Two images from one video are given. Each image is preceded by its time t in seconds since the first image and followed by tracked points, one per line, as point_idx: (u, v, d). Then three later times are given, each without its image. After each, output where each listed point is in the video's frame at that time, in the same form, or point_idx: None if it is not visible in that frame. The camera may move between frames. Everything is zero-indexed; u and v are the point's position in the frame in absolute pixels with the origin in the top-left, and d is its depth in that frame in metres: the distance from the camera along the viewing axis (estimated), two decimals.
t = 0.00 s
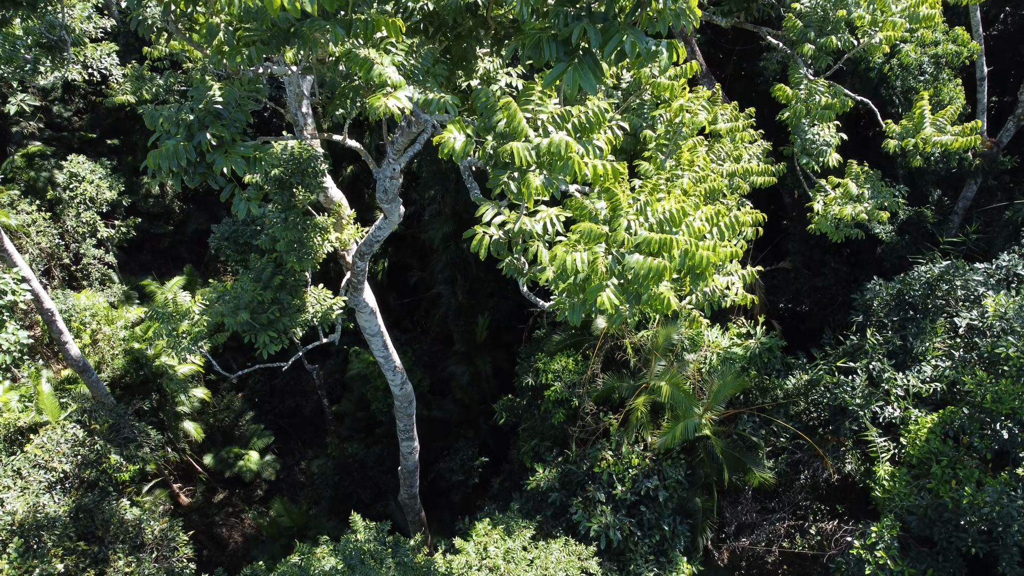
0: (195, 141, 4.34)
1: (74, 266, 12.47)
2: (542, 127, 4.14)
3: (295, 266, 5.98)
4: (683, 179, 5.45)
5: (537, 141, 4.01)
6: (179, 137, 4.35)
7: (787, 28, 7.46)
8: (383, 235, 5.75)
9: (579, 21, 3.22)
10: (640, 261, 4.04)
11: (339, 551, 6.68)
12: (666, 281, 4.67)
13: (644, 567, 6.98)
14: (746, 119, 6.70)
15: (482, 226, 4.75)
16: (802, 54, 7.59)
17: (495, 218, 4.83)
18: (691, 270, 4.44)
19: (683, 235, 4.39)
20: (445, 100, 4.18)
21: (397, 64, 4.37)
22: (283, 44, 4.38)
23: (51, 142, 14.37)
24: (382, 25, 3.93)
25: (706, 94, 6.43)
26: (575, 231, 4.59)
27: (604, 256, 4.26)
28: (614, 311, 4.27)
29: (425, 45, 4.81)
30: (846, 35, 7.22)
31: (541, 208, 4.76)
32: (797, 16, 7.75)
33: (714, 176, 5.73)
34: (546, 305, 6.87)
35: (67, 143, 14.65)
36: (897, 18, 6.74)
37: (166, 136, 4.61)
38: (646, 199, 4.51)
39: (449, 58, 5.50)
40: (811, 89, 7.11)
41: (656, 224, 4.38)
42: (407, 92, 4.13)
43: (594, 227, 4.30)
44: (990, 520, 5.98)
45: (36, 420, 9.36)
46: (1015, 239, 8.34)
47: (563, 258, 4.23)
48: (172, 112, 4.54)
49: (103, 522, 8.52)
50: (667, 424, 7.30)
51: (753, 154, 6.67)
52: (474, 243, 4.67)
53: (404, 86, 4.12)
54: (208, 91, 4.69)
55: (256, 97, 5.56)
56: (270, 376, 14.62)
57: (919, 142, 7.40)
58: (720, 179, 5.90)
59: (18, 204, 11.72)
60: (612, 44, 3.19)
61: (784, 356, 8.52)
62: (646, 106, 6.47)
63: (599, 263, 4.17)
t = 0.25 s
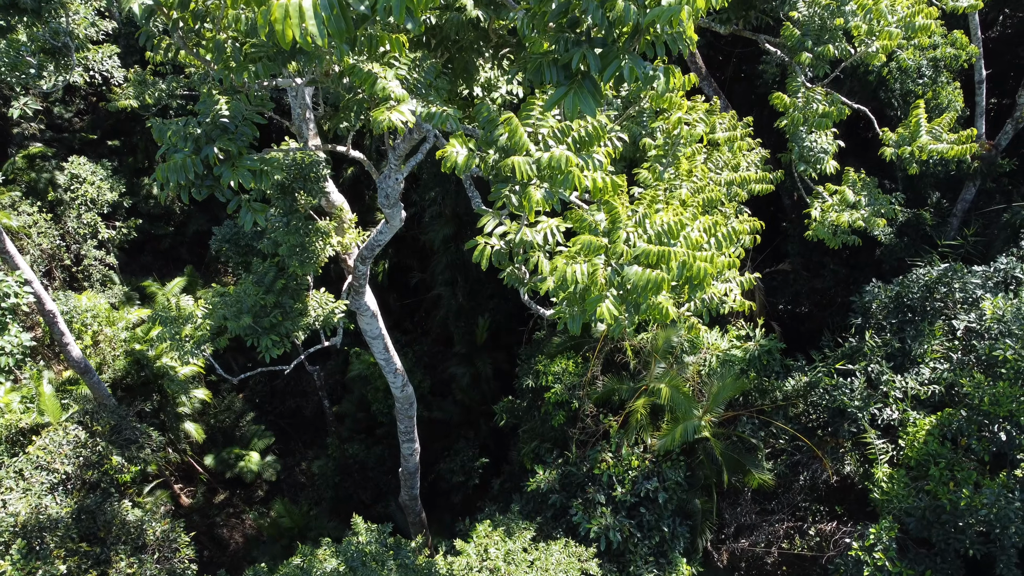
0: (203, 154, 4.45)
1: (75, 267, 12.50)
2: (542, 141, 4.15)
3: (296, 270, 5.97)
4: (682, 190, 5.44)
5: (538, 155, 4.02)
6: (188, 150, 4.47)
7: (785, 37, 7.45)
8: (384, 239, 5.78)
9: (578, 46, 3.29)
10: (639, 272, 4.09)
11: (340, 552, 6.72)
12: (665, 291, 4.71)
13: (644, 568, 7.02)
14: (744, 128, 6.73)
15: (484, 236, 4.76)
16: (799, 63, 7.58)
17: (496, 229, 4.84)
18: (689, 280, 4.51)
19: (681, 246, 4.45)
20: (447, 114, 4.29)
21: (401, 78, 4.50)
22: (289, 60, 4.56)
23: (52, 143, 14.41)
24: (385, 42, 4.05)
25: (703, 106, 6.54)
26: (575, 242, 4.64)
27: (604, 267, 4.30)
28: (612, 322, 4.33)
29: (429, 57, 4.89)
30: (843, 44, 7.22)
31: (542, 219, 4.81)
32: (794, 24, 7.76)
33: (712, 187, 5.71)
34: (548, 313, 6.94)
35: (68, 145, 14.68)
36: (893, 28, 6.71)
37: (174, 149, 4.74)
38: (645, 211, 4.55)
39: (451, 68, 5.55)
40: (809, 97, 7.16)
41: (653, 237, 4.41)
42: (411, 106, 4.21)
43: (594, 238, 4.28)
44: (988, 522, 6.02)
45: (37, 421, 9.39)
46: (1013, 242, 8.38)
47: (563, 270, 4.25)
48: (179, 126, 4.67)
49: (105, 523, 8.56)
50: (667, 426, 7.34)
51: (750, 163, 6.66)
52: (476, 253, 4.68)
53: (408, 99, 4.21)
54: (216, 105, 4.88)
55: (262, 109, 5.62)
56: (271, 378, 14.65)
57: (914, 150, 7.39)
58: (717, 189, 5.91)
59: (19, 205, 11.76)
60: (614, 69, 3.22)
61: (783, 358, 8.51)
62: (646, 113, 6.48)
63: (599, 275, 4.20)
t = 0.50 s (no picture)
0: (209, 167, 4.67)
1: (76, 268, 12.54)
2: (543, 155, 4.19)
3: (297, 273, 5.99)
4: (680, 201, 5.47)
5: (538, 168, 4.09)
6: (195, 162, 4.70)
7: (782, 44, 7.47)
8: (386, 244, 5.82)
9: (579, 69, 3.40)
10: (636, 283, 4.17)
11: (342, 553, 6.76)
12: (664, 299, 4.78)
13: (644, 570, 7.05)
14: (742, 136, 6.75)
15: (485, 247, 4.87)
16: (796, 71, 7.62)
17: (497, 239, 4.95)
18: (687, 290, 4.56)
19: (679, 258, 4.46)
20: (449, 127, 4.41)
21: (403, 91, 4.60)
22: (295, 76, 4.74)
23: (53, 144, 14.44)
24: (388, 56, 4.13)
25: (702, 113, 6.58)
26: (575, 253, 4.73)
27: (604, 278, 4.41)
28: (611, 331, 4.46)
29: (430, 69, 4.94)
30: (840, 51, 7.29)
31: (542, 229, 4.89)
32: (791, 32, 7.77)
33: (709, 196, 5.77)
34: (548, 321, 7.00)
35: (69, 146, 14.71)
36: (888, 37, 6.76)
37: (182, 161, 4.91)
38: (643, 223, 4.59)
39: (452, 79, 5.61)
40: (805, 104, 7.20)
41: (652, 249, 4.46)
42: (413, 117, 4.34)
43: (594, 250, 4.39)
44: (986, 523, 6.07)
45: (39, 422, 9.42)
46: (1012, 244, 8.42)
47: (562, 280, 4.33)
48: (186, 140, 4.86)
49: (107, 524, 8.60)
50: (666, 428, 7.39)
51: (748, 170, 6.68)
52: (477, 264, 4.80)
53: (410, 112, 4.33)
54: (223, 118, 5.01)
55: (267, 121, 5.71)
56: (271, 379, 14.69)
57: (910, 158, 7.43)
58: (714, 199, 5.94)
59: (20, 206, 11.79)
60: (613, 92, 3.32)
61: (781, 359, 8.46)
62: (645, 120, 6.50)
63: (599, 285, 4.33)
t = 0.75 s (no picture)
0: (215, 179, 4.69)
1: (77, 269, 12.57)
2: (543, 167, 4.32)
3: (300, 277, 6.12)
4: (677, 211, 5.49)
5: (539, 180, 4.20)
6: (201, 175, 4.70)
7: (779, 51, 7.49)
8: (387, 247, 5.85)
9: (578, 90, 3.50)
10: (635, 293, 4.23)
11: (343, 555, 6.80)
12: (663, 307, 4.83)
13: (643, 571, 7.08)
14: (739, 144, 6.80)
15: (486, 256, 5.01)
16: (793, 78, 7.65)
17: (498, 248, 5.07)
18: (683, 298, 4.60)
19: (676, 267, 4.52)
20: (451, 138, 4.39)
21: (406, 103, 4.68)
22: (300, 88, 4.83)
23: (53, 145, 14.47)
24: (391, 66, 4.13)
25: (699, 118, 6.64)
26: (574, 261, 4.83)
27: (603, 287, 4.50)
28: (611, 338, 4.58)
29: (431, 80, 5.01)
30: (838, 59, 7.28)
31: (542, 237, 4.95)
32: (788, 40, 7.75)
33: (707, 206, 5.77)
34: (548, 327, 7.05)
35: (69, 147, 14.73)
36: (884, 45, 6.75)
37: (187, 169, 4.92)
38: (641, 233, 4.65)
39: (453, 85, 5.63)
40: (803, 111, 7.23)
41: (650, 258, 4.52)
42: (417, 129, 4.39)
43: (593, 260, 4.48)
44: (982, 524, 6.11)
45: (40, 423, 9.45)
46: (1010, 246, 8.47)
47: (563, 290, 4.45)
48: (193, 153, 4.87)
49: (108, 525, 8.65)
50: (666, 430, 7.43)
51: (746, 177, 6.70)
52: (478, 273, 4.95)
53: (413, 123, 4.37)
54: (228, 130, 5.06)
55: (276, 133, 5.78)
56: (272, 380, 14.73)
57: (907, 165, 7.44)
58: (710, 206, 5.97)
59: (21, 208, 11.82)
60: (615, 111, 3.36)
61: (780, 361, 8.57)
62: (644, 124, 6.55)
63: (598, 295, 4.43)
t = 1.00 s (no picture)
0: (220, 189, 4.95)
1: (78, 270, 12.59)
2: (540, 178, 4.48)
3: (302, 280, 6.16)
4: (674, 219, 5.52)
5: (537, 191, 4.24)
6: (206, 185, 4.94)
7: (776, 59, 7.42)
8: (388, 250, 5.88)
9: (576, 110, 3.58)
10: (632, 302, 4.24)
11: (343, 556, 6.83)
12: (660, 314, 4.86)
13: (643, 572, 7.10)
14: (736, 151, 6.84)
15: (485, 264, 5.07)
16: (790, 85, 7.64)
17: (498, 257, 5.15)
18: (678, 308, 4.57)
19: (673, 277, 4.52)
20: (451, 148, 4.49)
21: (407, 114, 4.73)
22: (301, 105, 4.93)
23: (53, 147, 14.48)
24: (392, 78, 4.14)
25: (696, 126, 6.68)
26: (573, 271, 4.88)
27: (600, 296, 4.57)
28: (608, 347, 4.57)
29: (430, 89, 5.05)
30: (834, 66, 7.33)
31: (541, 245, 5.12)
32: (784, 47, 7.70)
33: (704, 215, 5.83)
34: (547, 334, 7.05)
35: (70, 148, 14.74)
36: (880, 53, 6.79)
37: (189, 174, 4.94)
38: (638, 242, 4.67)
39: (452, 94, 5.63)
40: (799, 118, 7.28)
41: (646, 267, 4.53)
42: (417, 140, 4.39)
43: (590, 269, 4.55)
44: (980, 525, 6.15)
45: (41, 424, 9.48)
46: (1008, 249, 8.53)
47: (562, 299, 4.50)
48: (199, 162, 5.11)
49: (110, 526, 8.68)
50: (665, 431, 7.45)
51: (743, 184, 6.72)
52: (478, 281, 5.01)
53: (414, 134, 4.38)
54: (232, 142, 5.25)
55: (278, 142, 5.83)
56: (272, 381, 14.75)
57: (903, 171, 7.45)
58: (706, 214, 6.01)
59: (21, 209, 11.82)
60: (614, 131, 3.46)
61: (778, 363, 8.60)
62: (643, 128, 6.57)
63: (595, 304, 4.48)
